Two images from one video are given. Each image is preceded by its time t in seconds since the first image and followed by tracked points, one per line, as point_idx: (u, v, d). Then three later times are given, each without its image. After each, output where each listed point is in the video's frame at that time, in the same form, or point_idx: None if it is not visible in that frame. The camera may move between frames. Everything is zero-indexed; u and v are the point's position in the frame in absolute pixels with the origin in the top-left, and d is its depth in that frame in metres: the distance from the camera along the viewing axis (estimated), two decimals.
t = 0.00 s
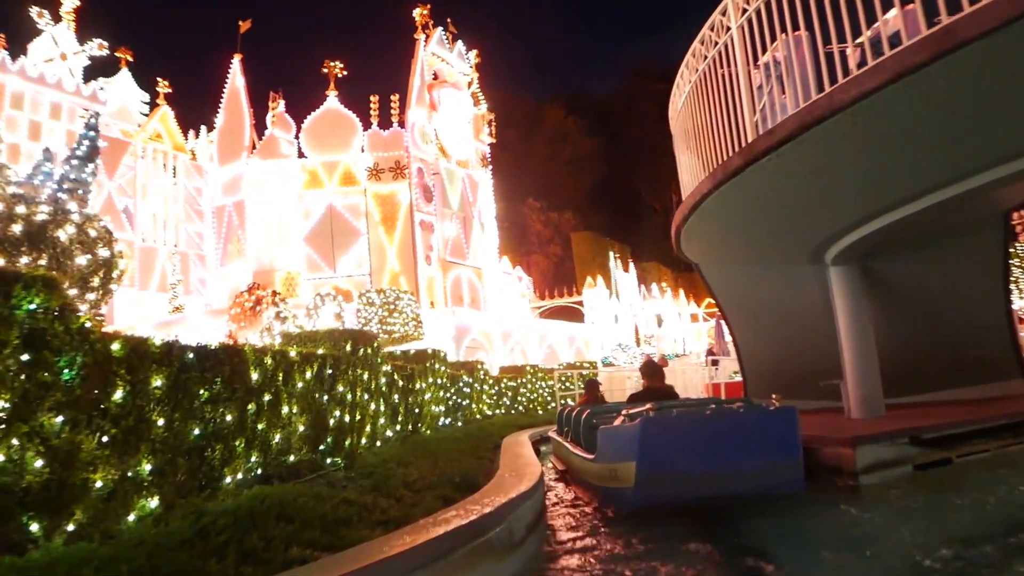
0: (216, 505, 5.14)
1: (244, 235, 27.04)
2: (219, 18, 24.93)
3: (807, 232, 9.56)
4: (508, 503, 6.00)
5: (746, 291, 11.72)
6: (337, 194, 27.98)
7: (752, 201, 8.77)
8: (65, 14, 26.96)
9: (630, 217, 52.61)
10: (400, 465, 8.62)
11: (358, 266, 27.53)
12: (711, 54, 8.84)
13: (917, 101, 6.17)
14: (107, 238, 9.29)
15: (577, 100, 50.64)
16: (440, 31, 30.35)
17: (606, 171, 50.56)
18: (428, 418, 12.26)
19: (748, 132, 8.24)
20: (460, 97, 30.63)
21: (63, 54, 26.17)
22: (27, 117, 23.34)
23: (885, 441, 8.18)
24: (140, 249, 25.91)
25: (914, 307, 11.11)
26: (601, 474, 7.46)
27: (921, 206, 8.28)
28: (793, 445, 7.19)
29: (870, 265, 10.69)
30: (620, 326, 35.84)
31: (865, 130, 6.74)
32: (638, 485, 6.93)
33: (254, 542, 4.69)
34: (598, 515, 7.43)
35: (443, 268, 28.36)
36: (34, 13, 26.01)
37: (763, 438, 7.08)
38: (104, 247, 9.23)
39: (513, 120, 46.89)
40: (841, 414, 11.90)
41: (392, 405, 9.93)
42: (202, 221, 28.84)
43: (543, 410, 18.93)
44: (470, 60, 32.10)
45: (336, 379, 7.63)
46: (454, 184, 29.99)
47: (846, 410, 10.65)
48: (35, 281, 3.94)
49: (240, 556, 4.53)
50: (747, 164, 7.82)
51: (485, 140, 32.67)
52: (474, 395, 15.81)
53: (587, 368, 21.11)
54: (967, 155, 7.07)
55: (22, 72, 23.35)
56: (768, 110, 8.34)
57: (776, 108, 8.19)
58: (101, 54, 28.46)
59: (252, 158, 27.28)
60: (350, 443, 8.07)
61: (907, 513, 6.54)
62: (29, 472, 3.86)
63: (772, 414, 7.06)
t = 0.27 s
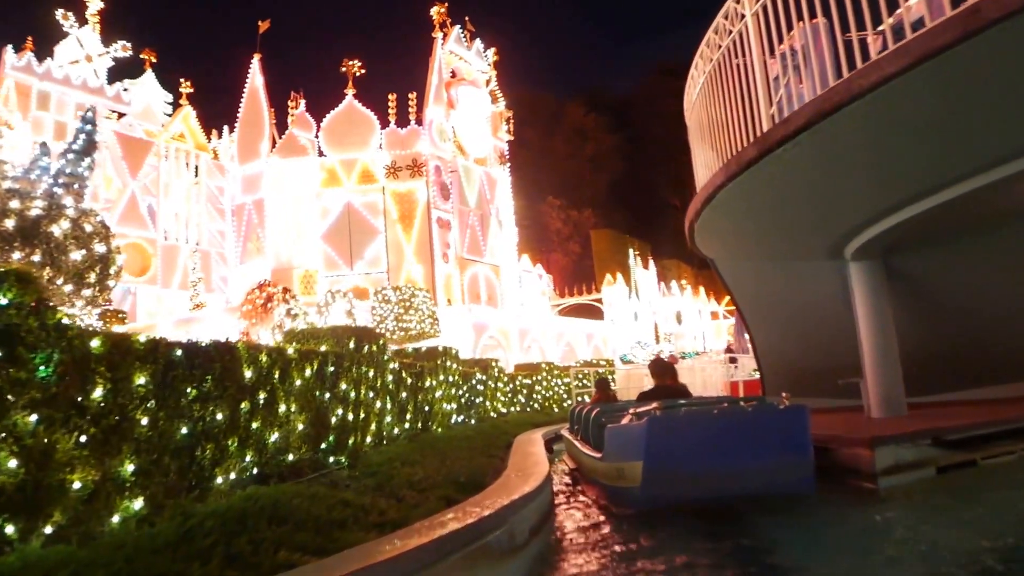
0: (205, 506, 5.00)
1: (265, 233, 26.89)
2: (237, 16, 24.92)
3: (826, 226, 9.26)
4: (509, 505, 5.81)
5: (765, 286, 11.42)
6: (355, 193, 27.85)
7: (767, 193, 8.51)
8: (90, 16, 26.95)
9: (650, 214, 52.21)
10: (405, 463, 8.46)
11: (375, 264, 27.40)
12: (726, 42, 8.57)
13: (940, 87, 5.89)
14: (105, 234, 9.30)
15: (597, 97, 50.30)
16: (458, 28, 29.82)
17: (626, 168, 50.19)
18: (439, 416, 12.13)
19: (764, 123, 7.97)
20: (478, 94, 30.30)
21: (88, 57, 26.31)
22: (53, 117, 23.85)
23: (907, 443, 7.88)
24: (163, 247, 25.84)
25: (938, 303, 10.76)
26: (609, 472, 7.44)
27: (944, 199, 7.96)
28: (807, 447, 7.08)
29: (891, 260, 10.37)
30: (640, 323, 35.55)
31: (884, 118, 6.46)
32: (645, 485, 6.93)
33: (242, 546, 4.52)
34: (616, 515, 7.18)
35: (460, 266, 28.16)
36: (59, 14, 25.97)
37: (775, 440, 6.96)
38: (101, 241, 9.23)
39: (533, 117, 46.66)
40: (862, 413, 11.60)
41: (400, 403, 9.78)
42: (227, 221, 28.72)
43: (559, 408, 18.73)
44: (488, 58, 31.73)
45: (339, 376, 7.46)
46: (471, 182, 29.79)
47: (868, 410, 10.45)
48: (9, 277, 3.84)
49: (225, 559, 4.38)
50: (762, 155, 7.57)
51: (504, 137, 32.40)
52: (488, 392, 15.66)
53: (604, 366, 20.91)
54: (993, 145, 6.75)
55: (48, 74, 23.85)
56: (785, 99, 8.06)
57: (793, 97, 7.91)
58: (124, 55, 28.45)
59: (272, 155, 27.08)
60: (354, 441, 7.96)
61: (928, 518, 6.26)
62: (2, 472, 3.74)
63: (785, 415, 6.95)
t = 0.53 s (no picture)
0: (192, 509, 4.85)
1: (283, 231, 26.64)
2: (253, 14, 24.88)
3: (846, 220, 8.93)
4: (510, 508, 5.60)
5: (786, 283, 11.08)
6: (372, 190, 27.23)
7: (784, 186, 8.21)
8: (108, 17, 27.12)
9: (670, 212, 51.73)
10: (410, 464, 8.24)
11: (392, 262, 26.79)
12: (739, 31, 8.29)
13: (966, 73, 5.58)
14: (98, 230, 8.57)
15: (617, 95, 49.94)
16: (472, 25, 29.45)
17: (646, 166, 49.74)
18: (451, 415, 11.95)
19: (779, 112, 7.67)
20: (494, 93, 29.79)
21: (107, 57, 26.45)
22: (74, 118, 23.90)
23: (930, 445, 7.58)
24: (184, 246, 25.76)
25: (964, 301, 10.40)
26: (617, 471, 7.46)
27: (970, 191, 7.62)
28: (818, 448, 7.02)
29: (915, 256, 10.01)
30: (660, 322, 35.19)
31: (905, 106, 6.16)
32: (651, 485, 6.91)
33: (227, 550, 4.33)
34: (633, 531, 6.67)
35: (478, 264, 27.78)
36: (78, 15, 26.12)
37: (784, 440, 6.90)
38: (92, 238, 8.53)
39: (552, 115, 46.38)
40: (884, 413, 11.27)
41: (407, 401, 9.55)
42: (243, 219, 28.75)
43: (575, 407, 18.49)
44: (503, 55, 31.40)
45: (340, 375, 7.23)
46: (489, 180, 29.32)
47: (892, 411, 10.13)
48: None
49: (210, 564, 4.21)
50: (778, 147, 7.29)
51: (521, 135, 31.90)
52: (502, 391, 15.46)
53: (621, 364, 20.64)
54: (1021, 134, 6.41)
55: (68, 75, 23.78)
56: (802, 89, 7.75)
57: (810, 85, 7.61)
58: (143, 55, 28.57)
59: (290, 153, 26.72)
60: (359, 441, 7.70)
61: (952, 524, 5.97)
62: None
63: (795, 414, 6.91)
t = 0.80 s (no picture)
0: (173, 513, 4.65)
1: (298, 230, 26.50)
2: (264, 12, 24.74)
3: (866, 212, 8.61)
4: (506, 512, 5.37)
5: (805, 276, 10.78)
6: (388, 189, 26.79)
7: (801, 176, 7.84)
8: (122, 16, 27.26)
9: (689, 209, 51.27)
10: (414, 464, 8.02)
11: (406, 261, 26.43)
12: (751, 17, 7.98)
13: (993, 49, 5.15)
14: (88, 226, 9.01)
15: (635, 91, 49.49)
16: (486, 21, 29.19)
17: (664, 163, 49.33)
18: (461, 415, 11.80)
19: (791, 101, 7.34)
20: (509, 89, 29.53)
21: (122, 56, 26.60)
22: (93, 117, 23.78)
23: (951, 446, 7.30)
24: (201, 246, 25.84)
25: (988, 296, 10.04)
26: (624, 470, 7.66)
27: (995, 182, 7.32)
28: (827, 448, 7.01)
29: (938, 251, 9.65)
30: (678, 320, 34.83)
31: (927, 89, 5.77)
32: (655, 486, 7.01)
33: (206, 556, 4.13)
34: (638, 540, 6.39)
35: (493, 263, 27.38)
36: (91, 14, 26.27)
37: (790, 443, 6.89)
38: (84, 233, 8.96)
39: (569, 112, 46.10)
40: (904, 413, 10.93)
41: (413, 401, 9.34)
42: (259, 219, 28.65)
43: (589, 405, 18.27)
44: (518, 51, 31.14)
45: (339, 374, 7.00)
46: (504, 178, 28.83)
47: (913, 411, 9.77)
48: None
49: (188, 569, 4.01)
50: (793, 135, 6.89)
51: (537, 132, 31.49)
52: (514, 390, 15.28)
53: (637, 363, 20.34)
54: None
55: (84, 74, 23.89)
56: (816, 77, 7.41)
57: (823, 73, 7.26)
58: (157, 54, 28.74)
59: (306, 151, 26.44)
60: (360, 442, 7.47)
61: (974, 531, 5.66)
62: None
63: (804, 415, 6.85)
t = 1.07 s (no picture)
0: (151, 521, 4.48)
1: (310, 229, 26.52)
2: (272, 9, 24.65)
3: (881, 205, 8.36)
4: (500, 517, 5.17)
5: (820, 271, 10.50)
6: (399, 187, 26.63)
7: (812, 167, 7.59)
8: (135, 16, 27.35)
9: (706, 206, 50.77)
10: (414, 467, 7.83)
11: (419, 259, 26.23)
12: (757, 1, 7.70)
13: (1013, 29, 4.84)
14: (75, 220, 9.90)
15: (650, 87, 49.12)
16: (497, 17, 29.00)
17: (681, 161, 48.86)
18: (467, 415, 11.60)
19: (801, 87, 7.06)
20: (521, 85, 29.33)
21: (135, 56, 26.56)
22: (106, 117, 24.01)
23: (971, 449, 7.04)
24: (215, 245, 25.69)
25: (1011, 293, 9.72)
26: (627, 473, 7.37)
27: (1016, 173, 7.05)
28: (835, 450, 6.84)
29: (959, 245, 9.36)
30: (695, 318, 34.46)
31: (945, 72, 5.48)
32: (659, 489, 6.72)
33: (182, 564, 3.95)
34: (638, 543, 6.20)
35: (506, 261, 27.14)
36: (104, 14, 26.37)
37: (797, 443, 6.71)
38: (71, 229, 9.87)
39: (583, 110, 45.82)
40: (922, 413, 10.62)
41: (415, 402, 9.15)
42: (272, 219, 27.94)
43: (601, 404, 18.05)
44: (529, 48, 30.95)
45: (334, 374, 6.84)
46: (518, 176, 28.55)
47: (934, 412, 9.45)
48: None
49: None
50: (802, 124, 6.64)
51: (551, 129, 31.21)
52: (524, 389, 15.07)
53: (650, 362, 20.07)
54: None
55: (98, 74, 23.94)
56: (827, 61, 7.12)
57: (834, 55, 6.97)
58: (171, 54, 28.81)
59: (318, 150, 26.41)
60: (358, 442, 7.34)
61: (993, 539, 5.39)
62: None
63: (810, 416, 6.66)
